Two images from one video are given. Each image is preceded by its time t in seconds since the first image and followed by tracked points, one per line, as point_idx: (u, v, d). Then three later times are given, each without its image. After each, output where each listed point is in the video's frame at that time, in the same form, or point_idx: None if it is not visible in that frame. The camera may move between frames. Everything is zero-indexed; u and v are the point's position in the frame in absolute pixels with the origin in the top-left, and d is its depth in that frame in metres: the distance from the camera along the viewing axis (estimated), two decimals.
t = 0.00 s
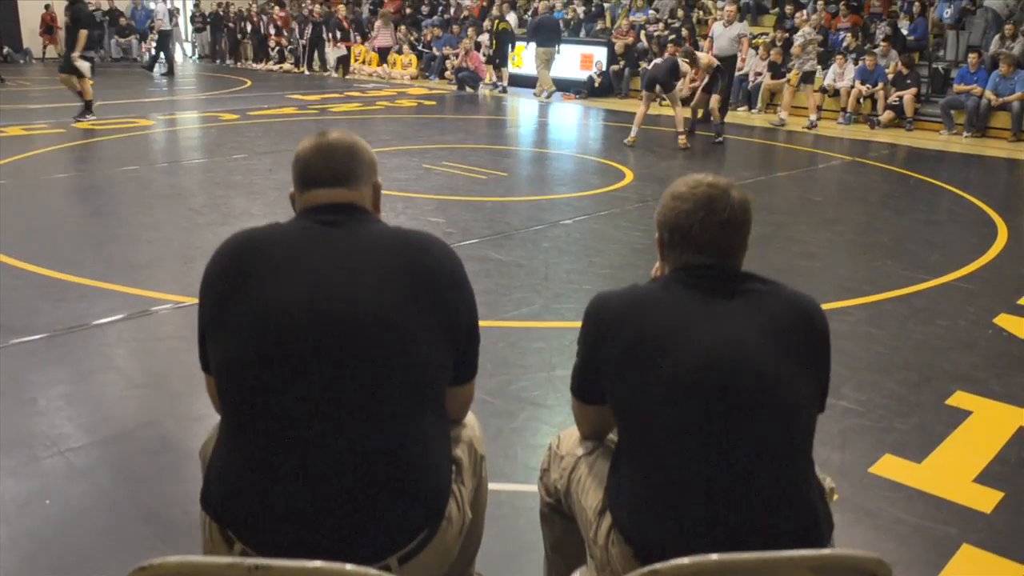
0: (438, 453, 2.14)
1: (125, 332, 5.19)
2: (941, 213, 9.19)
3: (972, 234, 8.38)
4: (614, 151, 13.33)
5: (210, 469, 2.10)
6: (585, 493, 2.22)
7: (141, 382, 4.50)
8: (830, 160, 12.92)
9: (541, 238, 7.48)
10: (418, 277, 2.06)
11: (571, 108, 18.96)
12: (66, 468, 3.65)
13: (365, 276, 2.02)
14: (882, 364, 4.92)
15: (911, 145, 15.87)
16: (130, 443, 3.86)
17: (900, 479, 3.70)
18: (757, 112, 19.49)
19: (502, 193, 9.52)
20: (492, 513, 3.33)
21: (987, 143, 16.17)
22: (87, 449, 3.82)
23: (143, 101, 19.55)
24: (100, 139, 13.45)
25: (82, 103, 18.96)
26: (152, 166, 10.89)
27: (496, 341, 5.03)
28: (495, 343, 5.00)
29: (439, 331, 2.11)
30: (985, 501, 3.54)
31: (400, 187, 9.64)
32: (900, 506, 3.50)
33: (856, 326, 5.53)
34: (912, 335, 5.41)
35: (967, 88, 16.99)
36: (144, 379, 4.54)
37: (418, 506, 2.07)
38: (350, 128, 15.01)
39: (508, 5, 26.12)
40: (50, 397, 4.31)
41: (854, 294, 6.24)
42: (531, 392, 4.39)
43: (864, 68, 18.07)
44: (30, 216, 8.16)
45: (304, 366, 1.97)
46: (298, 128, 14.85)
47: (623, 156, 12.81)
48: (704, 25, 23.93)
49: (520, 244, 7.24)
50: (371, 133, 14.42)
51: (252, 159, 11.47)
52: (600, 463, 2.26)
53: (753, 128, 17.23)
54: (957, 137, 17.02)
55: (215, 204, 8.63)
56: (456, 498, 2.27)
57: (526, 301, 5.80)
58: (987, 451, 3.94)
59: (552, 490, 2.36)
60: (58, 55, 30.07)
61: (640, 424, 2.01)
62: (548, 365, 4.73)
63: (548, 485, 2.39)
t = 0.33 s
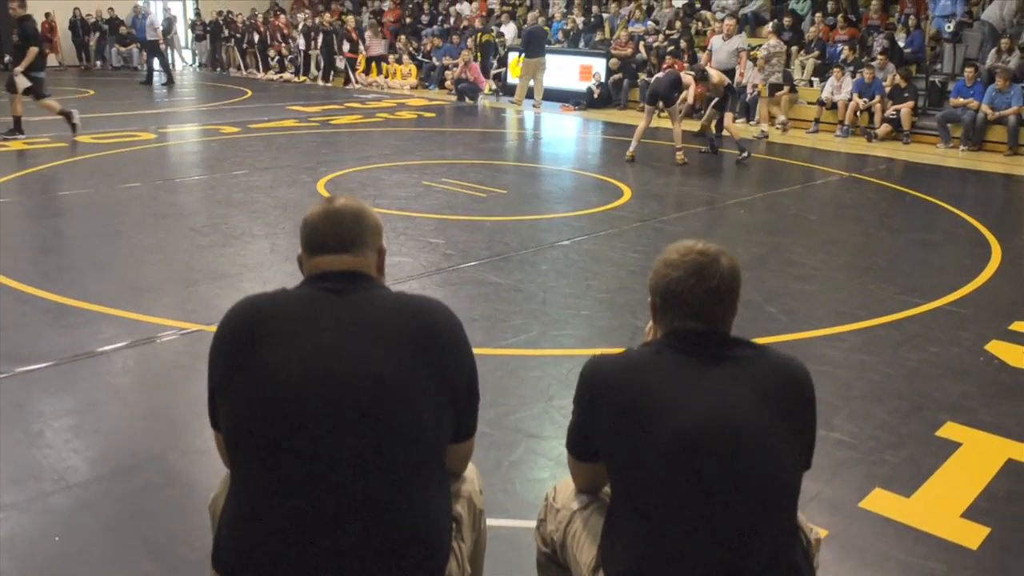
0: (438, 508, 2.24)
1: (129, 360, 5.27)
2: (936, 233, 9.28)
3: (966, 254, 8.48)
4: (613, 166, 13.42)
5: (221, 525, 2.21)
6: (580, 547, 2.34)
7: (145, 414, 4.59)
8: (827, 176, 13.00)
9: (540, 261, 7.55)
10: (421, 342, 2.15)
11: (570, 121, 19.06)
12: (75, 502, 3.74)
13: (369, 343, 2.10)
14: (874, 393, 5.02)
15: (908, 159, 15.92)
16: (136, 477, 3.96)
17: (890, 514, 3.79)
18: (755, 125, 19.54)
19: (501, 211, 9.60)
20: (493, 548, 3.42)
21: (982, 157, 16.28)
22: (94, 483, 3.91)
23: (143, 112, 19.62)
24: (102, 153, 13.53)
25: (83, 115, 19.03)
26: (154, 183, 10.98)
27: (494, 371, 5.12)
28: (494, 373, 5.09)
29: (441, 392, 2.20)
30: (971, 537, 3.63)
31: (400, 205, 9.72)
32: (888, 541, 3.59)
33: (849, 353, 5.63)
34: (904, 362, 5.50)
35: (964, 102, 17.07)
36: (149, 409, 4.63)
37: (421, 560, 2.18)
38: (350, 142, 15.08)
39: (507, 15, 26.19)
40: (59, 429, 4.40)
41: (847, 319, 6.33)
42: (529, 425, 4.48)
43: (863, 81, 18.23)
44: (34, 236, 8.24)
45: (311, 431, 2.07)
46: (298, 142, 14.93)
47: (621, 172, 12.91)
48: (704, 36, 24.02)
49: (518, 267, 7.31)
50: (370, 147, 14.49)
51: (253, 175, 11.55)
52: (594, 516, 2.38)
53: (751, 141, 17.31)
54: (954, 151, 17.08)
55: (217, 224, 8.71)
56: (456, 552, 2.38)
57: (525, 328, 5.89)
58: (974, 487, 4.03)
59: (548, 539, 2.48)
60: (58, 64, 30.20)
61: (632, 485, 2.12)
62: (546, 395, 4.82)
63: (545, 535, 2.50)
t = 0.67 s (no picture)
0: (436, 558, 2.34)
1: (131, 388, 5.36)
2: (929, 251, 9.39)
3: (958, 274, 8.58)
4: (610, 181, 13.52)
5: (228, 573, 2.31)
6: None
7: (148, 445, 4.66)
8: (822, 192, 13.11)
9: (537, 283, 7.64)
10: (420, 403, 2.24)
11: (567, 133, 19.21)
12: (80, 536, 3.82)
13: (370, 405, 2.19)
14: (863, 422, 5.13)
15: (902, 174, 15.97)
16: (139, 510, 4.04)
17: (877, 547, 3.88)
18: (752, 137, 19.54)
19: (498, 229, 9.69)
20: None
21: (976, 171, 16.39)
22: (98, 516, 3.99)
23: (142, 125, 19.71)
24: (101, 168, 13.63)
25: (82, 127, 19.12)
26: (154, 200, 11.07)
27: (491, 399, 5.22)
28: (491, 401, 5.19)
29: (439, 449, 2.30)
30: (955, 570, 3.73)
31: (398, 224, 9.82)
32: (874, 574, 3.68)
33: (840, 379, 5.74)
34: (894, 390, 5.60)
35: (958, 116, 17.14)
36: (152, 438, 4.73)
37: None
38: (349, 156, 15.19)
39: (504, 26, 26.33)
40: (64, 461, 4.48)
41: (839, 343, 6.44)
42: (524, 455, 4.58)
43: (859, 94, 18.29)
44: (37, 256, 8.33)
45: (315, 487, 2.17)
46: (298, 156, 15.03)
47: (617, 187, 13.02)
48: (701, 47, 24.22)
49: (515, 290, 7.41)
50: (369, 161, 14.60)
51: (252, 192, 11.64)
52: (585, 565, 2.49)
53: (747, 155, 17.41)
54: (948, 164, 17.14)
55: (218, 244, 8.81)
56: None
57: (522, 353, 5.99)
58: (960, 518, 4.13)
59: None
60: (58, 73, 30.35)
61: (621, 538, 2.23)
62: (542, 424, 4.92)
63: None
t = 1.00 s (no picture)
0: None
1: (134, 412, 5.45)
2: (921, 268, 9.50)
3: (950, 292, 8.67)
4: (607, 195, 13.63)
5: None
6: None
7: (153, 472, 4.76)
8: (817, 206, 13.22)
9: (535, 302, 7.74)
10: (420, 451, 2.34)
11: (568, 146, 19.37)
12: (88, 564, 3.92)
13: (372, 456, 2.28)
14: (853, 445, 5.24)
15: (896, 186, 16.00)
16: (144, 538, 4.13)
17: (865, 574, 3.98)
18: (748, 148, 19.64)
19: (496, 246, 9.79)
20: None
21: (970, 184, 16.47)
22: (105, 542, 4.09)
23: (142, 136, 19.81)
24: (101, 183, 13.73)
25: (82, 139, 19.22)
26: (155, 216, 11.17)
27: (488, 423, 5.32)
28: (488, 425, 5.29)
29: (437, 496, 2.39)
30: None
31: (397, 241, 9.92)
32: None
33: (831, 402, 5.84)
34: (883, 413, 5.71)
35: (952, 129, 17.21)
36: (157, 464, 4.82)
37: None
38: (348, 169, 15.30)
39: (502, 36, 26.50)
40: (72, 489, 4.57)
41: (831, 364, 6.55)
42: (520, 480, 4.68)
43: (854, 106, 18.39)
44: (40, 275, 8.42)
45: (318, 532, 2.27)
46: (297, 169, 15.13)
47: (614, 201, 13.13)
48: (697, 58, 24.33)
49: (512, 309, 7.51)
50: (368, 174, 14.70)
51: (252, 207, 11.74)
52: None
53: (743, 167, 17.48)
54: (943, 176, 17.24)
55: (218, 262, 8.91)
56: None
57: (519, 375, 6.09)
58: (946, 543, 4.23)
59: None
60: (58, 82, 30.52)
61: None
62: (538, 449, 5.02)
63: None
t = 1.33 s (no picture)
0: None
1: (136, 433, 5.55)
2: (914, 283, 9.59)
3: (943, 308, 8.76)
4: (603, 207, 13.72)
5: None
6: None
7: (156, 494, 4.85)
8: (813, 219, 13.32)
9: (531, 319, 7.83)
10: (418, 489, 2.43)
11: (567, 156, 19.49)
12: None
13: (371, 499, 2.38)
14: (843, 465, 5.34)
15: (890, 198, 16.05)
16: (149, 561, 4.22)
17: None
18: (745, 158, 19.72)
19: (493, 260, 9.89)
20: None
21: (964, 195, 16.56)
22: (110, 565, 4.18)
23: (141, 147, 19.91)
24: (101, 195, 13.83)
25: (82, 150, 19.32)
26: (155, 230, 11.26)
27: (484, 444, 5.42)
28: (484, 446, 5.39)
29: (436, 535, 2.48)
30: None
31: (395, 256, 10.01)
32: None
33: (823, 421, 5.94)
34: (873, 432, 5.80)
35: (947, 140, 17.30)
36: (160, 487, 4.91)
37: None
38: (346, 181, 15.39)
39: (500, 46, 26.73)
40: (77, 512, 4.66)
41: (824, 382, 6.64)
42: (517, 502, 4.77)
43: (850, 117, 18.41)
44: (42, 292, 8.51)
45: (322, 568, 2.36)
46: (296, 182, 15.22)
47: (610, 214, 13.24)
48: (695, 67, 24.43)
49: (509, 327, 7.60)
50: (366, 187, 14.80)
51: (252, 222, 11.84)
52: None
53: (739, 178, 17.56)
54: (937, 186, 17.33)
55: (218, 278, 9.00)
56: None
57: (516, 395, 6.18)
58: (932, 564, 4.33)
59: None
60: (57, 91, 30.64)
61: None
62: (534, 470, 5.11)
63: None
